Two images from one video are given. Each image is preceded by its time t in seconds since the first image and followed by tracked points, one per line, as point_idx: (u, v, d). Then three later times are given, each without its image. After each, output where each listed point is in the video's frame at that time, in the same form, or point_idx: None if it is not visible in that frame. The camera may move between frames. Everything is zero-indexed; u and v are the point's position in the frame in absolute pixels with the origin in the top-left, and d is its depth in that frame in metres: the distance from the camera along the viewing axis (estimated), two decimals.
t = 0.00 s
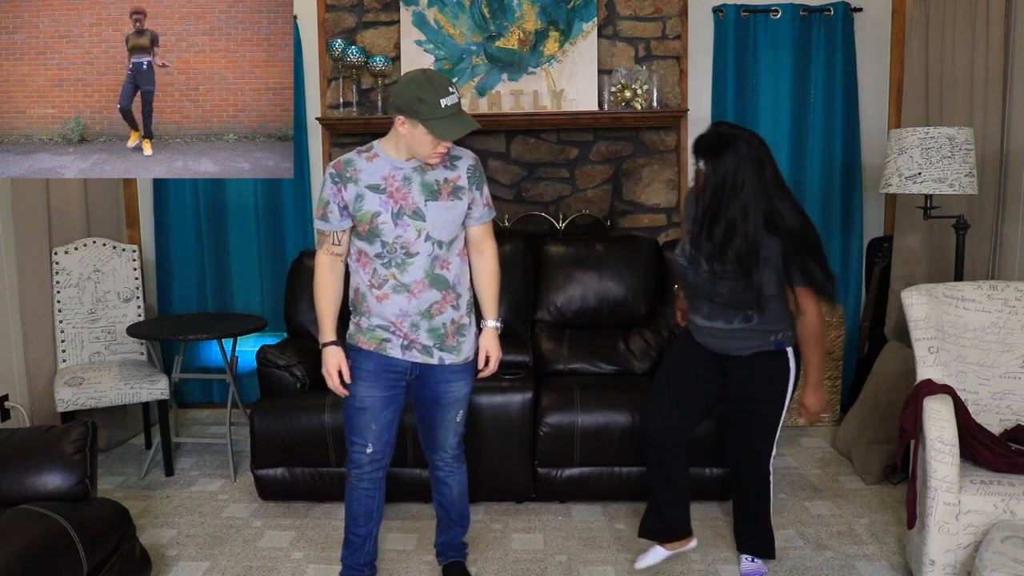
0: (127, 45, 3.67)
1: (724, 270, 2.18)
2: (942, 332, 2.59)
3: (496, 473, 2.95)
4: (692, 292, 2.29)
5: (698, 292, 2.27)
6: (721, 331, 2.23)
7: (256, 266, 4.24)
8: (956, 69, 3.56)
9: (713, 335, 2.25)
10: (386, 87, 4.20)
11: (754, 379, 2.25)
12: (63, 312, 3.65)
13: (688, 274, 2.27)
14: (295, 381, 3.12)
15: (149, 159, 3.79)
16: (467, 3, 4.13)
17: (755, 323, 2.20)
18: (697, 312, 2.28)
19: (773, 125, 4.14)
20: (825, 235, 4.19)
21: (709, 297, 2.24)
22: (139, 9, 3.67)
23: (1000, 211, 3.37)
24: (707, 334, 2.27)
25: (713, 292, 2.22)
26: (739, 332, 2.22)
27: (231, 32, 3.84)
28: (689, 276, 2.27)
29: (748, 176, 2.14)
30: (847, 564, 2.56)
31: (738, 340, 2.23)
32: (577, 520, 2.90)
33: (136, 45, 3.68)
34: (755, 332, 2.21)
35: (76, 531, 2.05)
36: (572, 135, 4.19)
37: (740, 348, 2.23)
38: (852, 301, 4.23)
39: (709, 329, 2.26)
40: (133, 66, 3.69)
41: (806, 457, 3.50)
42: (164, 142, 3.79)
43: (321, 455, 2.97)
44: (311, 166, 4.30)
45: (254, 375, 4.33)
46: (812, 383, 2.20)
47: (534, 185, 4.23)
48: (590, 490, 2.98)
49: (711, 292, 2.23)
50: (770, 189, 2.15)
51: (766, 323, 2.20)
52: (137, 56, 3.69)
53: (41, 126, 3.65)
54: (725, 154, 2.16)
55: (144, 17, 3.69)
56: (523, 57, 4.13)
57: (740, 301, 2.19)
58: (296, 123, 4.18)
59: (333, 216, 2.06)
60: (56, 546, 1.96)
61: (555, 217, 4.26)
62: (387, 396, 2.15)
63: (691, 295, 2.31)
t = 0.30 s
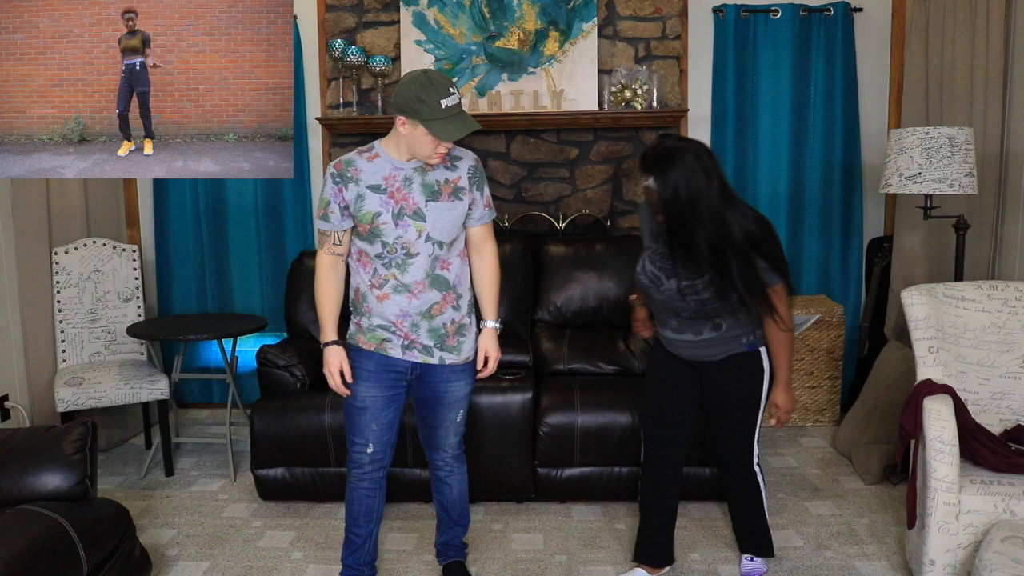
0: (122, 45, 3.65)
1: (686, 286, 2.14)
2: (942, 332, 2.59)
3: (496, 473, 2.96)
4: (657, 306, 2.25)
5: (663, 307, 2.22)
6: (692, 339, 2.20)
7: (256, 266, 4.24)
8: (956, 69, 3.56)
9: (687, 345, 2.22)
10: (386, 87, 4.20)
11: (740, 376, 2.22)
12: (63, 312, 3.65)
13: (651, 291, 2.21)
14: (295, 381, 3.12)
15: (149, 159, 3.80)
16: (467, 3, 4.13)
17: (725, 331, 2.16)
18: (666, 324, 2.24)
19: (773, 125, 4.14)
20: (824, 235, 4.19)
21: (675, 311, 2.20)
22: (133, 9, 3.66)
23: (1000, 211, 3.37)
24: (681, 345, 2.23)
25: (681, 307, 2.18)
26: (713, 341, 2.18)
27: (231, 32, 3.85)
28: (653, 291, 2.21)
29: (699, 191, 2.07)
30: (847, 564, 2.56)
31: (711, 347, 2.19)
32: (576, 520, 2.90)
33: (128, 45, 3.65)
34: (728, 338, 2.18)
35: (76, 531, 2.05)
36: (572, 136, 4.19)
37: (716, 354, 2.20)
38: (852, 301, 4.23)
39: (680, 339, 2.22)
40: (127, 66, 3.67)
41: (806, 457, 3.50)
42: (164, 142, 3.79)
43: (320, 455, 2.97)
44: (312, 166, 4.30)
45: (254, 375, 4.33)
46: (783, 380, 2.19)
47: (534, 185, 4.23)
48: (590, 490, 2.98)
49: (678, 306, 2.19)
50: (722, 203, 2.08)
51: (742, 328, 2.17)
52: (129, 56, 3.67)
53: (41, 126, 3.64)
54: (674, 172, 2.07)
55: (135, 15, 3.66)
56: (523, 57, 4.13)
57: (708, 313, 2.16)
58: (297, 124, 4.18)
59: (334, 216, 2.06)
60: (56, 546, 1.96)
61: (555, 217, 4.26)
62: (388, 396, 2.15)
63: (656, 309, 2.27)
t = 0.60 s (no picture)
0: (122, 45, 3.65)
1: (672, 281, 2.15)
2: (942, 332, 2.59)
3: (495, 473, 2.95)
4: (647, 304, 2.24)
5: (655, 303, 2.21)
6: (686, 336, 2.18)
7: (256, 266, 4.24)
8: (957, 69, 3.56)
9: (681, 342, 2.20)
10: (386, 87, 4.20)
11: (736, 374, 2.20)
12: (63, 312, 3.65)
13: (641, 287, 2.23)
14: (295, 381, 3.12)
15: (149, 159, 3.80)
16: (467, 3, 4.13)
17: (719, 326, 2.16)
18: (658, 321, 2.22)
19: (773, 125, 4.14)
20: (824, 236, 4.19)
21: (665, 307, 2.19)
22: (132, 9, 3.66)
23: (1000, 211, 3.37)
24: (675, 341, 2.21)
25: (670, 301, 2.17)
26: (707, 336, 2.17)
27: (231, 32, 3.85)
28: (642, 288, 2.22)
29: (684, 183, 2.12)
30: (848, 564, 2.56)
31: (707, 343, 2.18)
32: (576, 520, 2.90)
33: (128, 45, 3.66)
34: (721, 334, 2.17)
35: (76, 531, 2.05)
36: (572, 136, 4.19)
37: (712, 351, 2.19)
38: (852, 301, 4.23)
39: (674, 336, 2.20)
40: (127, 66, 3.67)
41: (806, 457, 3.50)
42: (164, 142, 3.79)
43: (320, 455, 2.97)
44: (312, 166, 4.30)
45: (254, 375, 4.33)
46: (784, 371, 2.15)
47: (534, 184, 4.23)
48: (590, 490, 2.98)
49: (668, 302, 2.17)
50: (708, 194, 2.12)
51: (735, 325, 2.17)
52: (129, 56, 3.67)
53: (41, 126, 3.64)
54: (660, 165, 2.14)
55: (134, 15, 3.67)
56: (523, 57, 4.13)
57: (699, 309, 2.14)
58: (297, 124, 4.18)
59: (331, 217, 2.07)
60: (55, 546, 1.96)
61: (555, 217, 4.26)
62: (385, 396, 2.15)
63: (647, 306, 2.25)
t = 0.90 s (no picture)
0: (121, 45, 3.66)
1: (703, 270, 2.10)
2: (942, 332, 2.59)
3: (495, 473, 2.95)
4: (643, 293, 2.15)
5: (658, 294, 2.13)
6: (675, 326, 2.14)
7: (257, 266, 4.24)
8: (957, 69, 3.56)
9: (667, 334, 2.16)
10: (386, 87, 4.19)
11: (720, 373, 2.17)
12: (63, 312, 3.65)
13: (651, 278, 2.13)
14: (295, 381, 3.12)
15: (149, 159, 3.79)
16: (467, 3, 4.13)
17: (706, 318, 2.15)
18: (653, 312, 2.15)
19: (773, 125, 4.14)
20: (824, 236, 4.19)
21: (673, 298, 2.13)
22: (131, 9, 3.66)
23: (1000, 210, 3.37)
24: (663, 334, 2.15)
25: (678, 292, 2.12)
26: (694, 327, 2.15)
27: (231, 32, 3.85)
28: (654, 279, 2.12)
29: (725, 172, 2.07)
30: (847, 564, 2.56)
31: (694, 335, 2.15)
32: (576, 520, 2.90)
33: (127, 45, 3.67)
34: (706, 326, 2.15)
35: (77, 531, 2.05)
36: (572, 135, 4.19)
37: (699, 343, 2.17)
38: (852, 301, 4.23)
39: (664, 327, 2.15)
40: (126, 66, 3.69)
41: (806, 457, 3.50)
42: (164, 142, 3.79)
43: (320, 455, 2.97)
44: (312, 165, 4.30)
45: (254, 375, 4.33)
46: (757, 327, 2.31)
47: (534, 184, 4.23)
48: (590, 490, 2.98)
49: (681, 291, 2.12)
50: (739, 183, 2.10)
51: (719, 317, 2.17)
52: (128, 56, 3.69)
53: (41, 126, 3.65)
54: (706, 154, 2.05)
55: (134, 15, 3.67)
56: (522, 57, 4.13)
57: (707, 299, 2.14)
58: (297, 124, 4.16)
59: (317, 218, 2.07)
60: (55, 546, 1.96)
61: (555, 217, 4.26)
62: (373, 399, 2.15)
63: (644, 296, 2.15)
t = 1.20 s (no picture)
0: (120, 45, 3.67)
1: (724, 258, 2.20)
2: (942, 332, 2.59)
3: (495, 473, 2.96)
4: (672, 291, 2.11)
5: (688, 290, 2.13)
6: (683, 325, 2.15)
7: (257, 266, 4.24)
8: (956, 68, 3.56)
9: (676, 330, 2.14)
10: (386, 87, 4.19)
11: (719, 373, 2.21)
12: (63, 312, 3.65)
13: (693, 275, 2.11)
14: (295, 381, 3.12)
15: (150, 159, 3.82)
16: (467, 3, 4.13)
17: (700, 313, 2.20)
18: (672, 310, 2.12)
19: (773, 125, 4.14)
20: (824, 236, 4.19)
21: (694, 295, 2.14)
22: (129, 10, 3.67)
23: (1000, 210, 3.37)
24: (680, 331, 2.14)
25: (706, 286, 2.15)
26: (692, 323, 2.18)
27: (231, 32, 3.86)
28: (692, 277, 2.11)
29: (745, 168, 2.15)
30: (847, 564, 2.56)
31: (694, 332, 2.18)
32: (576, 520, 2.90)
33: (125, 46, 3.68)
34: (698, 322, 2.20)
35: (76, 531, 2.05)
36: (572, 135, 4.19)
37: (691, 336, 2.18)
38: (852, 301, 4.23)
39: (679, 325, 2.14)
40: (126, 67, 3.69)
41: (806, 457, 3.50)
42: (164, 142, 3.82)
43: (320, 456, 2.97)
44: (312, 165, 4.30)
45: (255, 375, 4.33)
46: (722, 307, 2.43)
47: (534, 184, 4.23)
48: (590, 490, 2.98)
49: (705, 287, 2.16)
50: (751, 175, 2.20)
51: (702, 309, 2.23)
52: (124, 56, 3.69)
53: (41, 126, 3.66)
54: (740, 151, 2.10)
55: (133, 16, 3.68)
56: (522, 57, 4.13)
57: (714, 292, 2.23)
58: (297, 124, 4.10)
59: (286, 224, 1.97)
60: (55, 546, 1.96)
61: (555, 217, 4.26)
62: (345, 401, 2.03)
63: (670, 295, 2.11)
